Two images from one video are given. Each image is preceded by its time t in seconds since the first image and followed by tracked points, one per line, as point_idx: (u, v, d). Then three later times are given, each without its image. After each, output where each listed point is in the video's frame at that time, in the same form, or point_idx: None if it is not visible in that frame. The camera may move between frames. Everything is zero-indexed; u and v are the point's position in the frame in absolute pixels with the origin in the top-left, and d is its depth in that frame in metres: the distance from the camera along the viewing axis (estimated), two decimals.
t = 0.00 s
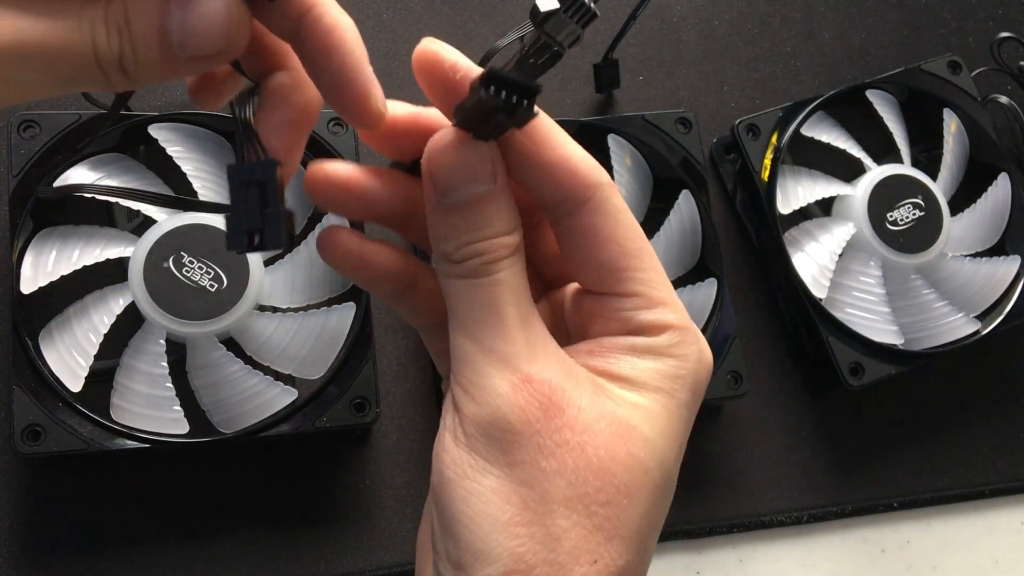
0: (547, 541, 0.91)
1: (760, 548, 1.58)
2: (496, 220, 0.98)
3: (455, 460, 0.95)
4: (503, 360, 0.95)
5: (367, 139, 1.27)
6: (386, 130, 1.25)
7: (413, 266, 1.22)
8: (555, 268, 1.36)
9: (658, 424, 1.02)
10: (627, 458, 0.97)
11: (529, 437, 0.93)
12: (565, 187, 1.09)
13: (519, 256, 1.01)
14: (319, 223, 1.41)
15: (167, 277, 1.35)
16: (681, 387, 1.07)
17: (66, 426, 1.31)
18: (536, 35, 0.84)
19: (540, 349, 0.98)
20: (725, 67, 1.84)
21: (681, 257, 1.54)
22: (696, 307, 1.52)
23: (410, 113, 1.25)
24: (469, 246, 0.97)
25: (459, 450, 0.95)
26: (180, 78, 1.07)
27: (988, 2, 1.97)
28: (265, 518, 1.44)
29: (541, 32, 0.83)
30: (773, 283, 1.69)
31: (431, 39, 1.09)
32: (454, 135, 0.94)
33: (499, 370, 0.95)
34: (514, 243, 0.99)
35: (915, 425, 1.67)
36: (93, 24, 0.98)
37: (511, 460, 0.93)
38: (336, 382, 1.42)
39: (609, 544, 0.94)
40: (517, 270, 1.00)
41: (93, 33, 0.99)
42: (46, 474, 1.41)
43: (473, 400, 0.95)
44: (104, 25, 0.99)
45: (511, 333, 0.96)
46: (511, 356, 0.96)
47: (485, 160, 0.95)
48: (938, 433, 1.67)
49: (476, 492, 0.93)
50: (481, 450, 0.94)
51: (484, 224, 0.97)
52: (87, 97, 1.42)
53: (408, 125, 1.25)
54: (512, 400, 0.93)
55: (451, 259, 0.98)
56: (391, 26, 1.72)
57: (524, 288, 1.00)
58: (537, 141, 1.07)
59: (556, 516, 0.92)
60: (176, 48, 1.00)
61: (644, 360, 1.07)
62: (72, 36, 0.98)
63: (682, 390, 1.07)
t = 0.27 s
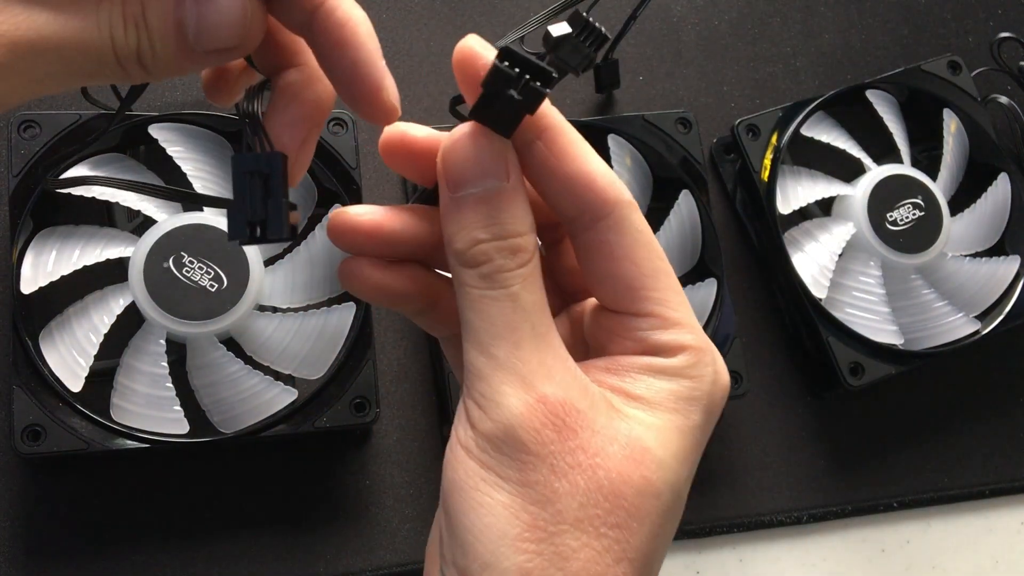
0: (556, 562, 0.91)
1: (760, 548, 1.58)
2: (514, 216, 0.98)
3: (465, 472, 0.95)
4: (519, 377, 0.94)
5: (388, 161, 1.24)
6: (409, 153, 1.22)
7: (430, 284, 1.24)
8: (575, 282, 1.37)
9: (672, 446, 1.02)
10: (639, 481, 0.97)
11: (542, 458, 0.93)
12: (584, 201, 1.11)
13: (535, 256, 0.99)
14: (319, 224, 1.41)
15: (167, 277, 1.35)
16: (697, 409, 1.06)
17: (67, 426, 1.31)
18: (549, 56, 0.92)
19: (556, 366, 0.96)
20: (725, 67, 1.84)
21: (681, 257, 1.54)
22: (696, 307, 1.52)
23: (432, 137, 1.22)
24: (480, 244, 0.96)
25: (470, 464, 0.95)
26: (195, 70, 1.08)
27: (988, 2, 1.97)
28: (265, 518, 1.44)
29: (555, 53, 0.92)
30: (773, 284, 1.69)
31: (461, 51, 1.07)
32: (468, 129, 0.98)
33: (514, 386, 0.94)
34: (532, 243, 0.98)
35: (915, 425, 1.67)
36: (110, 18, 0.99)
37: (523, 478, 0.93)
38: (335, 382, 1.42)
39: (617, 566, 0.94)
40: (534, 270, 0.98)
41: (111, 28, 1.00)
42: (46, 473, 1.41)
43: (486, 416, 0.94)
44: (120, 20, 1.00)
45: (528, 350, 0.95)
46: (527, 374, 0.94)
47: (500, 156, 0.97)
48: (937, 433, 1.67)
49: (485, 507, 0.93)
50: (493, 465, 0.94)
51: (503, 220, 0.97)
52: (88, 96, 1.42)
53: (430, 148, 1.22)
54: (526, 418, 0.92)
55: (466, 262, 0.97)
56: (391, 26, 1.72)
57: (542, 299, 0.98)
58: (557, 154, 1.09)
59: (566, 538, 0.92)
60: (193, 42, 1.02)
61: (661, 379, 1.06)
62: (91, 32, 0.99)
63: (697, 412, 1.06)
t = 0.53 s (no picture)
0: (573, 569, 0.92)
1: (761, 548, 1.58)
2: (509, 211, 0.97)
3: (477, 486, 0.94)
4: (531, 385, 0.93)
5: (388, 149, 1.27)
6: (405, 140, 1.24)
7: (424, 282, 1.23)
8: (567, 276, 1.37)
9: (679, 445, 1.03)
10: (650, 484, 0.98)
11: (557, 468, 0.92)
12: (575, 201, 1.10)
13: (535, 251, 0.98)
14: (319, 223, 1.41)
15: (167, 277, 1.35)
16: (700, 404, 1.07)
17: (66, 427, 1.31)
18: (549, 44, 0.93)
19: (566, 372, 0.95)
20: (725, 67, 1.84)
21: (681, 257, 1.54)
22: (696, 307, 1.52)
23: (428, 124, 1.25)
24: (480, 238, 0.95)
25: (483, 478, 0.94)
26: (191, 73, 1.08)
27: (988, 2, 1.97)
28: (265, 518, 1.44)
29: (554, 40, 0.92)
30: (773, 284, 1.69)
31: (448, 52, 1.07)
32: (457, 129, 0.98)
33: (527, 395, 0.92)
34: (529, 238, 0.98)
35: (915, 424, 1.67)
36: (105, 21, 0.99)
37: (539, 491, 0.92)
38: (336, 382, 1.42)
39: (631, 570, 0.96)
40: (536, 268, 0.97)
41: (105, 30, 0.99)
42: (46, 473, 1.41)
43: (499, 427, 0.93)
44: (115, 23, 0.99)
45: (539, 357, 0.94)
46: (539, 381, 0.93)
47: (489, 154, 0.97)
48: (937, 433, 1.67)
49: (501, 522, 0.92)
50: (507, 479, 0.93)
51: (500, 215, 0.96)
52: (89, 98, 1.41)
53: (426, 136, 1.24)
54: (540, 428, 0.91)
55: (465, 259, 0.95)
56: (390, 26, 1.72)
57: (547, 301, 0.97)
58: (546, 154, 1.09)
59: (582, 545, 0.92)
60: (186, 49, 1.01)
61: (668, 380, 1.06)
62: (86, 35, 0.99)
63: (700, 407, 1.07)
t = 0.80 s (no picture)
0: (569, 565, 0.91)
1: (761, 548, 1.58)
2: (502, 207, 0.97)
3: (472, 483, 0.94)
4: (525, 379, 0.93)
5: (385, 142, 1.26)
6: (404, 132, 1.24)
7: (421, 277, 1.23)
8: (562, 269, 1.37)
9: (673, 440, 1.03)
10: (645, 479, 0.98)
11: (552, 463, 0.92)
12: (569, 195, 1.11)
13: (529, 246, 0.99)
14: (319, 223, 1.42)
15: (168, 277, 1.35)
16: (694, 398, 1.07)
17: (66, 427, 1.31)
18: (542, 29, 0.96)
19: (560, 367, 0.95)
20: (725, 67, 1.84)
21: (681, 257, 1.54)
22: (696, 307, 1.52)
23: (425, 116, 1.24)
24: (475, 235, 0.95)
25: (477, 475, 0.94)
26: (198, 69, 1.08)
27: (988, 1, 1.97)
28: (265, 518, 1.44)
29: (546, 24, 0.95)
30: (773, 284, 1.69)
31: (438, 47, 1.07)
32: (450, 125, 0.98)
33: (521, 390, 0.93)
34: (522, 233, 0.98)
35: (915, 424, 1.67)
36: (113, 16, 0.99)
37: (533, 486, 0.92)
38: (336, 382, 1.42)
39: (627, 566, 0.95)
40: (529, 263, 0.98)
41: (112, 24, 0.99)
42: (46, 473, 1.41)
43: (493, 423, 0.93)
44: (122, 18, 0.99)
45: (533, 352, 0.94)
46: (533, 376, 0.93)
47: (481, 150, 0.97)
48: (937, 433, 1.67)
49: (497, 519, 0.92)
50: (501, 475, 0.93)
51: (493, 211, 0.96)
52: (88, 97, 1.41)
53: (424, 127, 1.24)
54: (535, 423, 0.91)
55: (459, 255, 0.96)
56: (390, 26, 1.72)
57: (540, 296, 0.98)
58: (539, 148, 1.09)
59: (578, 540, 0.92)
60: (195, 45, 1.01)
61: (662, 375, 1.06)
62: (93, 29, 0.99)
63: (694, 401, 1.07)
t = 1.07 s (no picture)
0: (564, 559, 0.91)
1: (761, 548, 1.58)
2: (499, 203, 0.97)
3: (468, 477, 0.94)
4: (521, 374, 0.93)
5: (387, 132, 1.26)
6: (407, 124, 1.24)
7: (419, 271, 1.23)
8: (561, 265, 1.37)
9: (669, 434, 1.03)
10: (641, 474, 0.98)
11: (547, 457, 0.92)
12: (568, 190, 1.11)
13: (526, 242, 0.99)
14: (319, 223, 1.42)
15: (168, 277, 1.35)
16: (691, 393, 1.07)
17: (66, 427, 1.31)
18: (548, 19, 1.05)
19: (556, 361, 0.95)
20: (725, 67, 1.84)
21: (681, 257, 1.54)
22: (696, 307, 1.52)
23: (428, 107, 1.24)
24: (472, 230, 0.96)
25: (473, 469, 0.94)
26: (196, 65, 1.07)
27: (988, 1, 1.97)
28: (266, 518, 1.44)
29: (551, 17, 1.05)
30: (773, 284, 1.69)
31: (438, 42, 1.07)
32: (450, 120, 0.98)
33: (517, 384, 0.93)
34: (519, 229, 0.98)
35: (915, 424, 1.67)
36: (109, 9, 0.98)
37: (528, 480, 0.92)
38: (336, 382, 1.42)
39: (623, 561, 0.95)
40: (526, 259, 0.98)
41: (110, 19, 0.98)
42: (46, 473, 1.41)
43: (489, 418, 0.93)
44: (118, 10, 0.98)
45: (529, 347, 0.94)
46: (529, 370, 0.93)
47: (479, 146, 0.97)
48: (937, 433, 1.67)
49: (492, 513, 0.92)
50: (497, 469, 0.93)
51: (490, 207, 0.96)
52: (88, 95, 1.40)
53: (427, 120, 1.24)
54: (530, 417, 0.91)
55: (457, 251, 0.96)
56: (390, 26, 1.72)
57: (537, 291, 0.98)
58: (539, 143, 1.09)
59: (573, 535, 0.92)
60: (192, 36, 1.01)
61: (659, 370, 1.06)
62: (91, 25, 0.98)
63: (691, 397, 1.07)
